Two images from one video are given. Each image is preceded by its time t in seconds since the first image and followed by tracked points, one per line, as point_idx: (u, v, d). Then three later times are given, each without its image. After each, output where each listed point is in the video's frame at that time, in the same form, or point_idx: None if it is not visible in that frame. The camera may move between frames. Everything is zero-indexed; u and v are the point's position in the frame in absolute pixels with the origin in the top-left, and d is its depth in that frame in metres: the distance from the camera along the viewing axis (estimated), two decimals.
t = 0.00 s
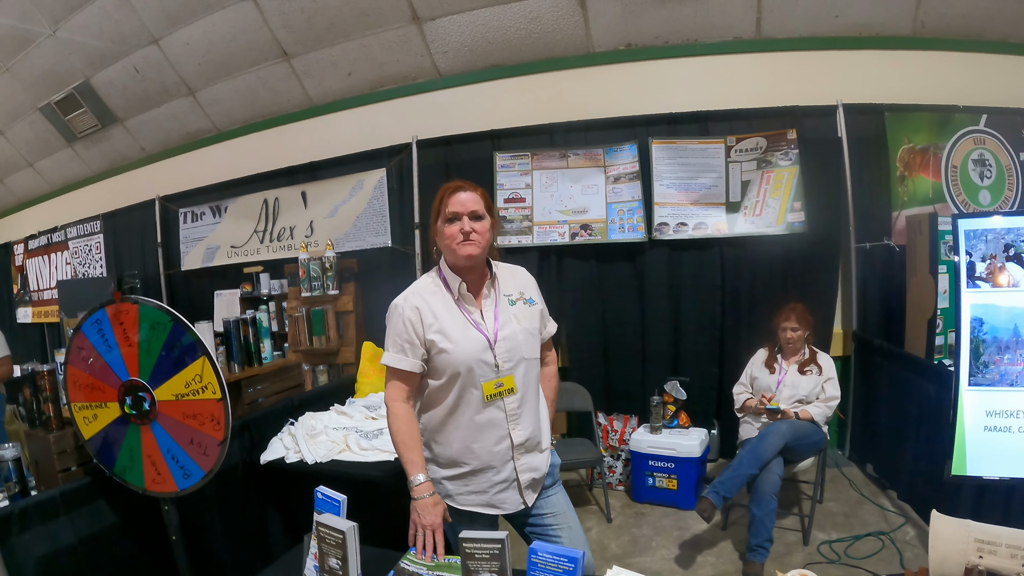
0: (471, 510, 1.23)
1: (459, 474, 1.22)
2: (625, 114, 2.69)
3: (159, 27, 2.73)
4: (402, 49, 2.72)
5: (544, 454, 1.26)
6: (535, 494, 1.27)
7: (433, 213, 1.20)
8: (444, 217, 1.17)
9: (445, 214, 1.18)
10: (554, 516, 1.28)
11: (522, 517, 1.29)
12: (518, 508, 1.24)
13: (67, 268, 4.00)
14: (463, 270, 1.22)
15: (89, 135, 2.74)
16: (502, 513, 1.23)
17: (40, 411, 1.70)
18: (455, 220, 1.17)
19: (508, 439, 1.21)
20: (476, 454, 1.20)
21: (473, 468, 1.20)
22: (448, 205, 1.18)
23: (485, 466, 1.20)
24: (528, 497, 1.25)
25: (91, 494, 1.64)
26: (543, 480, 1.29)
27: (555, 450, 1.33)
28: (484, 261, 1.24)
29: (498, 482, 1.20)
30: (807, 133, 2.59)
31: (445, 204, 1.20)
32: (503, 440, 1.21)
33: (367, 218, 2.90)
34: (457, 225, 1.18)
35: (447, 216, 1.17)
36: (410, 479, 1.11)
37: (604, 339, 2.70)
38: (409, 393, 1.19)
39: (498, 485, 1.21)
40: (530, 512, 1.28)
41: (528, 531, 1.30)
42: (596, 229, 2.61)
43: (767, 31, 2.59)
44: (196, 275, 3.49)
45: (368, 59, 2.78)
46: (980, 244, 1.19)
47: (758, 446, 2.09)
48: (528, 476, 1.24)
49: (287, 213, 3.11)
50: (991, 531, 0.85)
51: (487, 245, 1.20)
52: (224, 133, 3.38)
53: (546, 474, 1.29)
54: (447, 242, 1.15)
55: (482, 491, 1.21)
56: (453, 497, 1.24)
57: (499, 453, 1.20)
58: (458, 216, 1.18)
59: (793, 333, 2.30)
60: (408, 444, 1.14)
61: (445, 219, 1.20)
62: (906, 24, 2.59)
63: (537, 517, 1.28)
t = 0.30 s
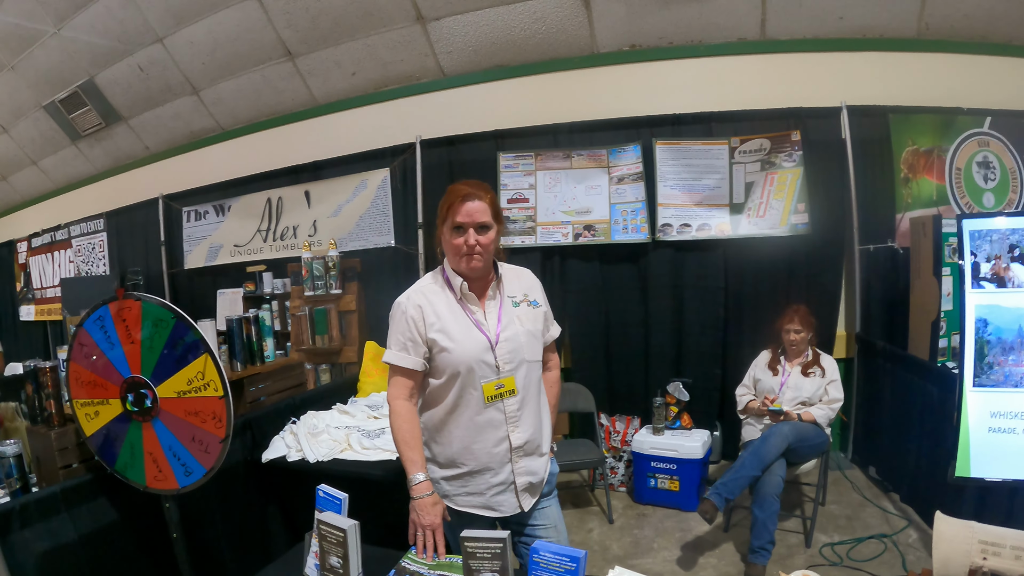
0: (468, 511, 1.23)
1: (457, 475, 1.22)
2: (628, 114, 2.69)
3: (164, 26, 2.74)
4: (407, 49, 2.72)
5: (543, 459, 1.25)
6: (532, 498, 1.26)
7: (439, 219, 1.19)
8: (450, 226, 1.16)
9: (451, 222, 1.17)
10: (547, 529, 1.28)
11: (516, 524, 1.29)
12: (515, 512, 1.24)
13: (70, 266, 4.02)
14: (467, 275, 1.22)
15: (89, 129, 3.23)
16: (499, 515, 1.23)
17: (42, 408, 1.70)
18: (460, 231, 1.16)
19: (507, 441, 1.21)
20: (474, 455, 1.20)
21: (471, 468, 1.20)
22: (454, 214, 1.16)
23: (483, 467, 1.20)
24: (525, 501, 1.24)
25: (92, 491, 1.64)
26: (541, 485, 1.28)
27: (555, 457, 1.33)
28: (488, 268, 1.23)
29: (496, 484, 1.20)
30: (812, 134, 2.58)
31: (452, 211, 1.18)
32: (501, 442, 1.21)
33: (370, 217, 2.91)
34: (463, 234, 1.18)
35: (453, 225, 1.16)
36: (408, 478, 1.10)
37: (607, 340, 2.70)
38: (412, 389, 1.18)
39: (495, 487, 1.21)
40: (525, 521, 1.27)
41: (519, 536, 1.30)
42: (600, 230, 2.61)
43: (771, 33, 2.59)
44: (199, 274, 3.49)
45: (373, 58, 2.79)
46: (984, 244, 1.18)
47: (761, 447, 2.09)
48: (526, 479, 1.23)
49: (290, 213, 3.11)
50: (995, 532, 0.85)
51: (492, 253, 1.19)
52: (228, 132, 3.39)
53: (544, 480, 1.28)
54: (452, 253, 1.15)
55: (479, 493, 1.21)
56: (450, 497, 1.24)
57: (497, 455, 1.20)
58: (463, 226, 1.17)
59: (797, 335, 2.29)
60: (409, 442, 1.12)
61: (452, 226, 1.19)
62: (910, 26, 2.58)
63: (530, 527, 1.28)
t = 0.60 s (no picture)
0: (470, 512, 1.23)
1: (458, 475, 1.22)
2: (632, 114, 2.69)
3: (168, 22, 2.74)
4: (411, 47, 2.72)
5: (544, 460, 1.23)
6: (534, 501, 1.24)
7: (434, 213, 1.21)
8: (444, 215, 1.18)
9: (446, 213, 1.19)
10: (550, 535, 1.27)
11: (520, 526, 1.28)
12: (517, 514, 1.23)
13: (72, 263, 4.02)
14: (463, 267, 1.22)
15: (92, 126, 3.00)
16: (501, 517, 1.22)
17: (43, 404, 1.69)
18: (454, 218, 1.17)
19: (506, 442, 1.20)
20: (474, 455, 1.19)
21: (471, 469, 1.20)
22: (448, 203, 1.18)
23: (483, 469, 1.19)
24: (527, 504, 1.23)
25: (93, 488, 1.64)
26: (544, 488, 1.26)
27: (559, 460, 1.31)
28: (485, 260, 1.24)
29: (496, 485, 1.20)
30: (816, 135, 2.57)
31: (445, 203, 1.20)
32: (501, 443, 1.20)
33: (373, 216, 2.90)
34: (457, 223, 1.18)
35: (447, 214, 1.18)
36: (411, 478, 1.11)
37: (609, 340, 2.70)
38: (414, 389, 1.19)
39: (496, 488, 1.20)
40: (529, 526, 1.27)
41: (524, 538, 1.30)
42: (603, 230, 2.60)
43: (776, 33, 2.58)
44: (200, 271, 3.48)
45: (376, 56, 2.78)
46: (992, 245, 1.18)
47: (764, 448, 2.08)
48: (526, 481, 1.22)
49: (293, 210, 3.11)
50: (1003, 535, 0.84)
51: (488, 244, 1.20)
52: (231, 130, 3.39)
53: (547, 482, 1.26)
54: (448, 240, 1.15)
55: (480, 494, 1.21)
56: (453, 497, 1.24)
57: (496, 456, 1.19)
58: (458, 214, 1.18)
59: (800, 337, 2.29)
60: (412, 443, 1.14)
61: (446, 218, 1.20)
62: (915, 28, 2.58)
63: (533, 533, 1.28)
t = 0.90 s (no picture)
0: (465, 513, 1.23)
1: (452, 476, 1.22)
2: (632, 113, 2.68)
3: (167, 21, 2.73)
4: (410, 45, 2.71)
5: (540, 462, 1.23)
6: (528, 502, 1.24)
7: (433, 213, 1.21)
8: (443, 216, 1.17)
9: (445, 213, 1.18)
10: (546, 537, 1.27)
11: (515, 527, 1.28)
12: (512, 516, 1.23)
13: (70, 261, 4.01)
14: (461, 268, 1.23)
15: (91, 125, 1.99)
16: (495, 518, 1.22)
17: (39, 402, 1.69)
18: (454, 220, 1.17)
19: (501, 443, 1.20)
20: (468, 455, 1.20)
21: (466, 469, 1.20)
22: (447, 204, 1.18)
23: (477, 469, 1.19)
24: (521, 505, 1.23)
25: (90, 486, 1.64)
26: (539, 490, 1.26)
27: (555, 462, 1.31)
28: (483, 262, 1.24)
29: (490, 486, 1.20)
30: (815, 135, 2.57)
31: (445, 203, 1.20)
32: (496, 444, 1.20)
33: (372, 214, 2.90)
34: (457, 224, 1.18)
35: (447, 215, 1.17)
36: (406, 476, 1.12)
37: (608, 340, 2.69)
38: (410, 387, 1.19)
39: (490, 489, 1.20)
40: (524, 526, 1.26)
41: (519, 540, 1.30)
42: (602, 229, 2.60)
43: (775, 32, 2.58)
44: (199, 269, 3.48)
45: (376, 54, 2.78)
46: (991, 245, 1.19)
47: (763, 448, 2.07)
48: (521, 482, 1.22)
49: (291, 209, 3.11)
50: (1001, 538, 0.90)
51: (487, 246, 1.20)
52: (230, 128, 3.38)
53: (542, 484, 1.26)
54: (447, 242, 1.15)
55: (474, 495, 1.21)
56: (447, 498, 1.24)
57: (490, 456, 1.19)
58: (457, 216, 1.17)
59: (798, 337, 2.28)
60: (407, 443, 1.15)
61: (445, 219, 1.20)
62: (915, 28, 2.57)
63: (528, 534, 1.28)
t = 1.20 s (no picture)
0: (457, 510, 1.23)
1: (445, 472, 1.21)
2: (626, 111, 2.68)
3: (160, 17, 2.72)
4: (404, 43, 2.70)
5: (533, 459, 1.23)
6: (521, 500, 1.23)
7: (432, 209, 1.19)
8: (443, 212, 1.15)
9: (444, 209, 1.16)
10: (539, 533, 1.28)
11: (507, 524, 1.28)
12: (504, 513, 1.22)
13: (62, 259, 4.00)
14: (457, 265, 1.21)
15: (84, 123, 3.42)
16: (488, 515, 1.22)
17: (29, 398, 1.69)
18: (453, 216, 1.15)
19: (495, 440, 1.20)
20: (462, 452, 1.19)
21: (459, 466, 1.19)
22: (446, 200, 1.16)
23: (470, 466, 1.19)
24: (514, 502, 1.23)
25: (79, 482, 1.64)
26: (532, 486, 1.26)
27: (548, 458, 1.30)
28: (479, 259, 1.23)
29: (483, 483, 1.19)
30: (809, 134, 2.58)
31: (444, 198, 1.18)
32: (489, 441, 1.19)
33: (365, 213, 2.89)
34: (455, 220, 1.17)
35: (446, 211, 1.16)
36: (407, 467, 1.07)
37: (601, 338, 2.69)
38: (404, 382, 1.17)
39: (483, 487, 1.20)
40: (515, 523, 1.26)
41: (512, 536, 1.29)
42: (595, 227, 2.59)
43: (769, 32, 2.58)
44: (191, 267, 3.46)
45: (370, 52, 2.77)
46: (984, 240, 1.20)
47: (756, 447, 2.08)
48: (514, 479, 1.22)
49: (284, 207, 3.10)
50: (995, 532, 0.87)
51: (483, 243, 1.19)
52: (222, 126, 3.36)
53: (535, 481, 1.25)
54: (445, 238, 1.13)
55: (467, 492, 1.20)
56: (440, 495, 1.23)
57: (484, 453, 1.19)
58: (457, 212, 1.16)
59: (791, 336, 2.29)
60: (404, 432, 1.09)
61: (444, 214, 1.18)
62: (909, 28, 2.58)
63: (519, 531, 1.28)
